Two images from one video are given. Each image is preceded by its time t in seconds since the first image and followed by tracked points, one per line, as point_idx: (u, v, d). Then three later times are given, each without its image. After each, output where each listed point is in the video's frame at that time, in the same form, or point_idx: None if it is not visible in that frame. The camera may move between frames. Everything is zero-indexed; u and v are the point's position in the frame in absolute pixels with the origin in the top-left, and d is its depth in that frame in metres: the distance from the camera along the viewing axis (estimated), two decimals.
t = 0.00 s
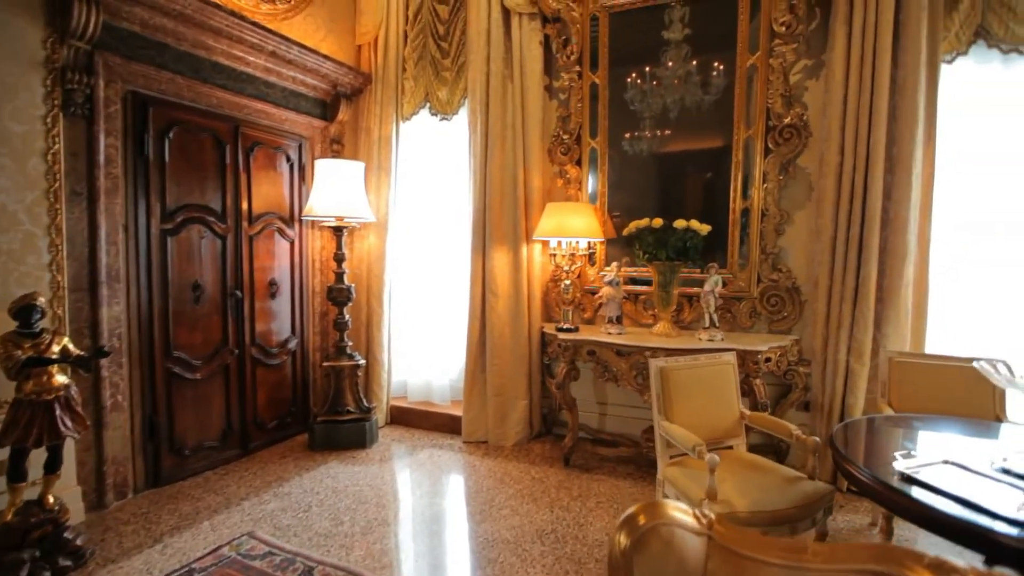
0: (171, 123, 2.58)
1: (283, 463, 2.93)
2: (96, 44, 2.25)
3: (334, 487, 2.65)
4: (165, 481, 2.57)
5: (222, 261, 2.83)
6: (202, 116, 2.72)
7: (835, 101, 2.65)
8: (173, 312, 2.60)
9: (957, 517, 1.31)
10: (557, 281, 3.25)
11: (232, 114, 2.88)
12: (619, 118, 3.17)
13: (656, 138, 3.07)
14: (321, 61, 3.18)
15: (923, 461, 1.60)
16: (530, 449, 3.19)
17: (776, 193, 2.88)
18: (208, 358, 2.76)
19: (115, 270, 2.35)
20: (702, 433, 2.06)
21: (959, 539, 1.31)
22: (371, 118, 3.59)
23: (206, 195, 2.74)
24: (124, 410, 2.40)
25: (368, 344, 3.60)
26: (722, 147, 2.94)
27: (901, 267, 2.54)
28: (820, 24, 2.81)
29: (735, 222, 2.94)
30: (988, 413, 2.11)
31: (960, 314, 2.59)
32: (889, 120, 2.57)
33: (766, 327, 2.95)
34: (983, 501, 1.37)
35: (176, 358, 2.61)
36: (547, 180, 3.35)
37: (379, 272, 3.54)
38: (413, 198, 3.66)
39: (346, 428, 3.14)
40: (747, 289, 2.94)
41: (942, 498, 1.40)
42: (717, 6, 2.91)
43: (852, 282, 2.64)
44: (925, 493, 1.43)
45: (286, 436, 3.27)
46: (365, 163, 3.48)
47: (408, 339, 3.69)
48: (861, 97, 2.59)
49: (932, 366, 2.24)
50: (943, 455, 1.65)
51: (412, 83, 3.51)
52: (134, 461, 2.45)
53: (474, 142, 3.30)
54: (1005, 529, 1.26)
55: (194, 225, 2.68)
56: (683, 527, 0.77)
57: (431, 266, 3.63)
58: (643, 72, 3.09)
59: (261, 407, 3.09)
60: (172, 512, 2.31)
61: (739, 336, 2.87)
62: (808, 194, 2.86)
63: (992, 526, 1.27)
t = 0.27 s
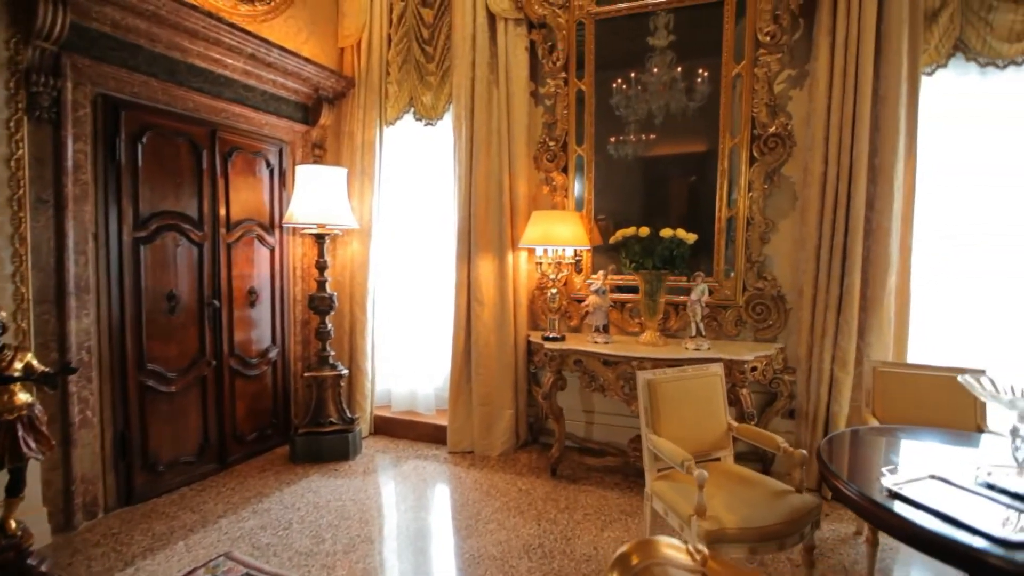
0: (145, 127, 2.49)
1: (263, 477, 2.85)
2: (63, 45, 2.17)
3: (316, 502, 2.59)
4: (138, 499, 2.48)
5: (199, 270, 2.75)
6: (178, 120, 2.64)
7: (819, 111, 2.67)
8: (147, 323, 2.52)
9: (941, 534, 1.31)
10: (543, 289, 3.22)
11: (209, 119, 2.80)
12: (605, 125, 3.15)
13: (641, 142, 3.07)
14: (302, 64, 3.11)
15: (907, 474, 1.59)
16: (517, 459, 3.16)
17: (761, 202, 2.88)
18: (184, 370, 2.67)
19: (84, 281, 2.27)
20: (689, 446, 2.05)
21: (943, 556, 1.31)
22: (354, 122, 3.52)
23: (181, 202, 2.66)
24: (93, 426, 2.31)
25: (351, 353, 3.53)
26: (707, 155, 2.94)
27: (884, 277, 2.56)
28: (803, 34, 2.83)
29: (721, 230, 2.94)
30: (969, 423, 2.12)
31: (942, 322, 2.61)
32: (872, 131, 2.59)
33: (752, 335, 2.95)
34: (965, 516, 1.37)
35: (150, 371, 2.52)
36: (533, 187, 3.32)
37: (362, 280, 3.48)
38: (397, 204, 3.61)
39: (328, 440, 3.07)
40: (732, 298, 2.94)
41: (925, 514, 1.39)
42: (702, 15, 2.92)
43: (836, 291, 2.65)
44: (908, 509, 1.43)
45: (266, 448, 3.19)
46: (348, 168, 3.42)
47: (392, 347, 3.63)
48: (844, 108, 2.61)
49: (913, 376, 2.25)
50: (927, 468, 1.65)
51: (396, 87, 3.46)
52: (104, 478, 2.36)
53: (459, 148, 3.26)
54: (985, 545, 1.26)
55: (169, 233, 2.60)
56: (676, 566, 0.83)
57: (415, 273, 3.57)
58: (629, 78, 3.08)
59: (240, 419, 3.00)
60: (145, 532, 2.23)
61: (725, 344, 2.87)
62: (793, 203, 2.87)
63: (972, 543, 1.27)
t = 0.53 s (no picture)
0: (119, 132, 2.41)
1: (243, 491, 2.77)
2: (30, 46, 2.08)
3: (297, 517, 2.52)
4: (111, 517, 2.40)
5: (175, 278, 2.67)
6: (153, 125, 2.57)
7: (805, 121, 2.68)
8: (121, 335, 2.43)
9: (925, 550, 1.30)
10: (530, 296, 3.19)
11: (187, 123, 2.73)
12: (591, 132, 3.13)
13: (627, 146, 3.05)
14: (284, 67, 3.05)
15: (892, 487, 1.59)
16: (504, 469, 3.12)
17: (747, 210, 2.89)
18: (161, 382, 2.59)
19: (53, 291, 2.18)
20: (677, 458, 2.04)
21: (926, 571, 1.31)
22: (338, 126, 3.46)
23: (157, 208, 2.58)
24: (63, 442, 2.23)
25: (335, 361, 3.46)
26: (693, 163, 2.94)
27: (868, 285, 2.58)
28: (789, 43, 2.84)
29: (708, 239, 2.93)
30: (951, 431, 2.14)
31: (925, 330, 2.64)
32: (856, 141, 2.61)
33: (739, 343, 2.96)
34: (948, 531, 1.37)
35: (124, 384, 2.44)
36: (520, 193, 3.30)
37: (345, 287, 3.42)
38: (381, 210, 3.55)
39: (311, 452, 3.01)
40: (719, 305, 2.94)
41: (908, 528, 1.39)
42: (689, 23, 2.91)
43: (822, 300, 2.66)
44: (892, 523, 1.43)
45: (247, 460, 3.11)
46: (331, 174, 3.36)
47: (377, 355, 3.58)
48: (829, 117, 2.62)
49: (897, 384, 2.26)
50: (912, 480, 1.64)
51: (380, 91, 3.41)
52: (76, 496, 2.28)
53: (445, 154, 3.22)
54: (967, 561, 1.26)
55: (144, 241, 2.52)
56: None
57: (400, 281, 3.52)
58: (615, 83, 3.07)
59: (220, 431, 2.93)
60: (118, 553, 2.15)
61: (712, 352, 2.87)
62: (778, 211, 2.89)
63: (954, 558, 1.27)
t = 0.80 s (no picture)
0: (98, 135, 2.36)
1: (228, 502, 2.72)
2: (5, 47, 2.02)
3: (283, 529, 2.47)
4: (91, 531, 2.33)
5: (158, 285, 2.61)
6: (134, 128, 2.51)
7: (795, 128, 2.69)
8: (101, 344, 2.37)
9: (912, 563, 1.30)
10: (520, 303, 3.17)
11: (169, 127, 2.67)
12: (581, 137, 3.12)
13: (617, 148, 3.05)
14: (270, 70, 2.99)
15: (881, 499, 1.59)
16: (494, 476, 3.09)
17: (737, 217, 2.89)
18: (142, 392, 2.53)
19: (28, 300, 2.12)
20: (668, 468, 2.02)
21: None
22: (325, 129, 3.42)
23: (138, 214, 2.52)
24: (39, 455, 2.16)
25: (322, 369, 3.41)
26: (683, 169, 2.94)
27: (857, 292, 2.59)
28: (778, 51, 2.85)
29: (698, 245, 2.93)
30: (938, 439, 2.14)
31: (912, 337, 2.66)
32: (844, 148, 2.62)
33: (729, 349, 2.96)
34: (935, 543, 1.37)
35: (104, 395, 2.38)
36: (510, 199, 3.28)
37: (333, 293, 3.37)
38: (370, 215, 3.51)
39: (299, 461, 2.96)
40: (710, 312, 2.93)
41: (896, 540, 1.39)
42: (678, 29, 2.91)
43: (811, 307, 2.67)
44: (880, 534, 1.42)
45: (232, 470, 3.05)
46: (318, 178, 3.31)
47: (366, 361, 3.54)
48: (818, 125, 2.63)
49: (887, 391, 2.27)
50: (902, 492, 1.64)
51: (369, 95, 3.37)
52: (53, 511, 2.22)
53: (434, 159, 3.19)
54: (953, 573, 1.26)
55: (125, 247, 2.46)
56: None
57: (389, 287, 3.48)
58: (606, 87, 3.05)
59: (204, 441, 2.87)
60: (97, 570, 2.09)
61: (702, 358, 2.86)
62: (768, 217, 2.90)
63: (940, 570, 1.26)
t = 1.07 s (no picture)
0: (78, 141, 2.30)
1: (213, 515, 2.67)
2: None
3: (270, 542, 2.43)
4: (70, 547, 2.27)
5: (140, 293, 2.56)
6: (116, 134, 2.45)
7: (785, 136, 2.69)
8: (81, 354, 2.31)
9: None
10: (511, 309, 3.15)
11: (153, 132, 2.62)
12: (572, 143, 3.10)
13: (608, 150, 3.04)
14: (257, 74, 2.95)
15: (872, 512, 1.59)
16: (485, 485, 3.07)
17: (728, 224, 2.89)
18: (124, 404, 2.47)
19: (5, 311, 2.06)
20: (660, 480, 2.01)
21: None
22: (314, 134, 3.38)
23: (120, 221, 2.47)
24: (16, 471, 2.10)
25: (311, 377, 3.36)
26: (674, 176, 2.94)
27: (847, 300, 2.60)
28: (768, 58, 2.85)
29: (689, 252, 2.93)
30: (928, 448, 2.15)
31: (901, 343, 2.67)
32: (834, 157, 2.63)
33: (720, 356, 2.96)
34: (924, 556, 1.36)
35: (85, 407, 2.32)
36: (501, 205, 3.26)
37: (322, 300, 3.33)
38: (359, 221, 3.47)
39: (286, 471, 2.91)
40: (701, 319, 2.93)
41: (885, 554, 1.38)
42: (669, 36, 2.91)
43: (802, 314, 2.67)
44: (869, 548, 1.42)
45: (218, 481, 3.00)
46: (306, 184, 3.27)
47: (355, 368, 3.50)
48: (808, 133, 2.64)
49: (877, 401, 2.28)
50: (893, 504, 1.64)
51: (358, 99, 3.33)
52: (31, 527, 2.15)
53: (424, 164, 3.16)
54: None
55: (107, 255, 2.40)
56: None
57: (379, 293, 3.45)
58: (597, 90, 3.04)
59: (189, 452, 2.81)
60: None
61: (694, 366, 2.86)
62: (758, 225, 2.90)
63: None
